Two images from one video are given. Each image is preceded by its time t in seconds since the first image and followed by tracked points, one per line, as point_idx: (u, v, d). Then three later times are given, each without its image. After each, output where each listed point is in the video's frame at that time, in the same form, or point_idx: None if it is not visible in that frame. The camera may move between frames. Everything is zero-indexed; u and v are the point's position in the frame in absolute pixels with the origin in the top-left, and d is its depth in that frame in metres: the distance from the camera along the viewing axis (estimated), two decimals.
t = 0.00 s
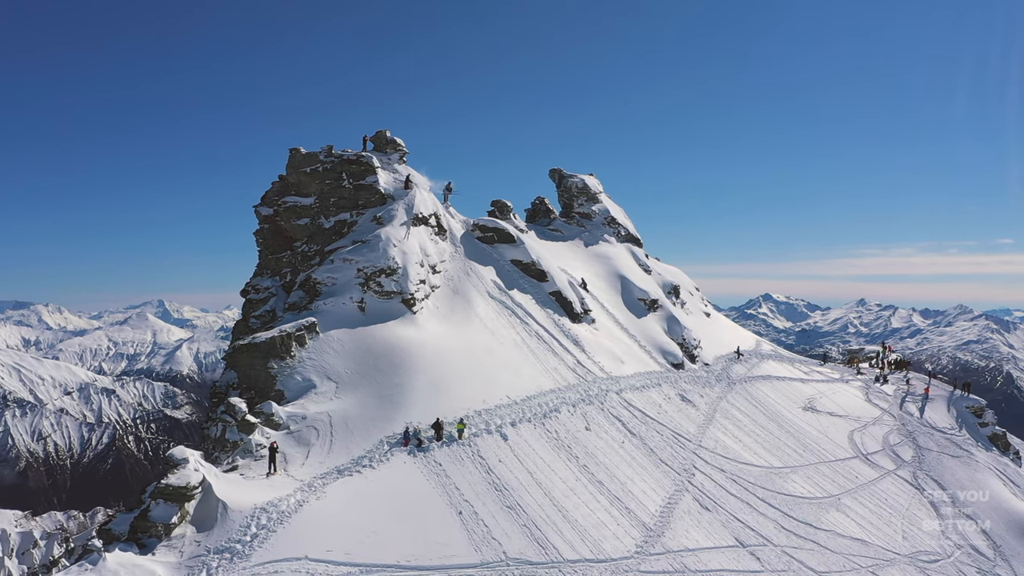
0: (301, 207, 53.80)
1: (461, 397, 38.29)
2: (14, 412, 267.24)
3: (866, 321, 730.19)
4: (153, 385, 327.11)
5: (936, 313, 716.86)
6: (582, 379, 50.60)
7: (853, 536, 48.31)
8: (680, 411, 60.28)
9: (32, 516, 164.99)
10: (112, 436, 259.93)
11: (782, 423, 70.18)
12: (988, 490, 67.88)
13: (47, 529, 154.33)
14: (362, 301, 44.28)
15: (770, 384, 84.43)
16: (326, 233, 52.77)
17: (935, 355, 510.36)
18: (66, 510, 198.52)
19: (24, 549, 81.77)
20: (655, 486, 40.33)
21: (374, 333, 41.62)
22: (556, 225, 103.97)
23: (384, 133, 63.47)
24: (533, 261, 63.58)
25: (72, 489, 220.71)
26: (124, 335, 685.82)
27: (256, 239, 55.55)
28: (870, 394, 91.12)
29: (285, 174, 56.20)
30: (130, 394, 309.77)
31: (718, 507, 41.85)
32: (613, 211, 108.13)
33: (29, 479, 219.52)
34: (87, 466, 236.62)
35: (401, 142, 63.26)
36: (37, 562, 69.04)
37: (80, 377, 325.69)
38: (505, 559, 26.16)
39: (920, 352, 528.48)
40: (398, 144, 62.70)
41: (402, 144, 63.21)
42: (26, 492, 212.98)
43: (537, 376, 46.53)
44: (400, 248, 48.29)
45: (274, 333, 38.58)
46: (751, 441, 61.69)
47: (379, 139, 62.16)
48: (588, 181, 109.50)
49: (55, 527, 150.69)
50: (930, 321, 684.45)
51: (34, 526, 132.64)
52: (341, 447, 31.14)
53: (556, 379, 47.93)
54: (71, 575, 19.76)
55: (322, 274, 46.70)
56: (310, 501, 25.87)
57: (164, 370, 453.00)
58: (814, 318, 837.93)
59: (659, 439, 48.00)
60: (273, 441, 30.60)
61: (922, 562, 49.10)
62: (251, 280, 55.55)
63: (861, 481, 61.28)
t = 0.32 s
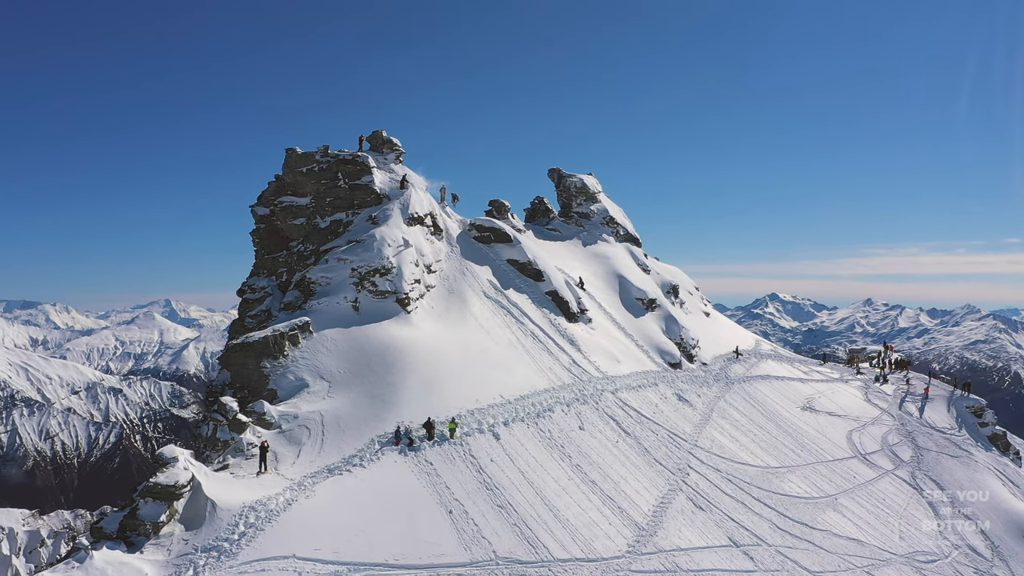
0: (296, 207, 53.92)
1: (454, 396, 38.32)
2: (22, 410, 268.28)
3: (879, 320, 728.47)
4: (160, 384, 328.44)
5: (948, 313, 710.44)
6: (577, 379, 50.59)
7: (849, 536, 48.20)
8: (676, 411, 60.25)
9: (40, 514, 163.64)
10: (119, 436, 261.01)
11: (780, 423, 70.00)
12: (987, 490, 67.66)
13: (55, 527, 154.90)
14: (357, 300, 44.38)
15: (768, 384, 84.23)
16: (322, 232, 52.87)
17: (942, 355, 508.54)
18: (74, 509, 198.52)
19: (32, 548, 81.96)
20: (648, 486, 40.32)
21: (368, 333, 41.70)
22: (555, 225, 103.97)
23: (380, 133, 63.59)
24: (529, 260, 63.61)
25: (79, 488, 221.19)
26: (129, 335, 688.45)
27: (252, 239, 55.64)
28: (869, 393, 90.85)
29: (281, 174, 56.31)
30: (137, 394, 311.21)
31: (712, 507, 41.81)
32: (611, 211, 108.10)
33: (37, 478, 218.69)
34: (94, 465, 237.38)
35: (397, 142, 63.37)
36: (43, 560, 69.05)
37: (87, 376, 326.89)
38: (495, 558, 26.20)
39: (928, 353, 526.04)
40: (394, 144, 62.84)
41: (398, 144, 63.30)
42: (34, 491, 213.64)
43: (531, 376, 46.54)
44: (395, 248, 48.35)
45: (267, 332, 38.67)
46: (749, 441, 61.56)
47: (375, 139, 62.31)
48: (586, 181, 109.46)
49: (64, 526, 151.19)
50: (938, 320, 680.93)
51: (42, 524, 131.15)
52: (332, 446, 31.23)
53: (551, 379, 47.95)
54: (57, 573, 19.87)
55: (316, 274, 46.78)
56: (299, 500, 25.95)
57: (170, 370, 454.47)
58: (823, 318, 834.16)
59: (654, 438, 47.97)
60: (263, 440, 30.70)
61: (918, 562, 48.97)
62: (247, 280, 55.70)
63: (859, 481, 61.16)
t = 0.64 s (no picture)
0: (293, 207, 54.08)
1: (446, 396, 38.39)
2: (31, 409, 269.70)
3: (884, 321, 726.29)
4: (168, 384, 329.80)
5: (953, 313, 708.12)
6: (572, 378, 50.60)
7: (846, 536, 48.08)
8: (672, 410, 60.19)
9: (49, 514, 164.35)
10: (127, 435, 262.02)
11: (779, 423, 69.83)
12: (987, 490, 67.49)
13: (63, 525, 155.28)
14: (351, 299, 44.50)
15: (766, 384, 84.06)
16: (318, 232, 52.97)
17: (949, 355, 506.31)
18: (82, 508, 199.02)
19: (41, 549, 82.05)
20: (641, 485, 40.29)
21: (362, 332, 41.80)
22: (553, 225, 104.06)
23: (377, 133, 63.77)
24: (526, 260, 63.67)
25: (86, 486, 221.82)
26: (135, 335, 691.03)
27: (249, 238, 55.82)
28: (868, 393, 90.63)
29: (277, 174, 56.45)
30: (144, 393, 312.47)
31: (706, 506, 41.78)
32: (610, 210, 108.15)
33: (45, 477, 219.36)
34: (101, 463, 238.11)
35: (394, 142, 63.59)
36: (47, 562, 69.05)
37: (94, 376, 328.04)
38: (484, 557, 26.23)
39: (934, 353, 523.93)
40: (391, 144, 63.02)
41: (395, 144, 63.49)
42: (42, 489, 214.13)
43: (526, 375, 46.58)
44: (390, 248, 48.45)
45: (260, 332, 38.78)
46: (746, 441, 61.50)
47: (372, 139, 62.56)
48: (585, 180, 109.56)
49: (73, 525, 151.53)
50: (944, 320, 677.99)
51: (50, 523, 130.96)
52: (324, 445, 31.35)
53: (546, 378, 47.98)
54: (44, 571, 19.95)
55: (311, 273, 46.91)
56: (288, 498, 26.04)
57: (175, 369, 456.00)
58: (827, 318, 832.00)
59: (649, 438, 47.94)
60: (255, 439, 30.84)
61: (916, 562, 48.76)
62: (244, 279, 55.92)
63: (857, 481, 61.00)
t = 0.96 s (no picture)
0: (289, 207, 54.24)
1: (439, 395, 38.45)
2: (39, 408, 270.80)
3: (889, 321, 723.74)
4: (175, 383, 331.09)
5: (958, 313, 705.24)
6: (568, 378, 50.59)
7: (842, 536, 47.99)
8: (669, 410, 60.12)
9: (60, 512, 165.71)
10: (134, 434, 263.12)
11: (777, 423, 69.70)
12: (986, 490, 67.33)
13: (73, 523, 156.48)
14: (345, 299, 44.65)
15: (766, 383, 83.98)
16: (314, 232, 53.09)
17: (956, 355, 504.18)
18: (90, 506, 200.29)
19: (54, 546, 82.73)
20: (635, 485, 40.28)
21: (356, 332, 41.90)
22: (553, 224, 104.14)
23: (374, 133, 63.90)
24: (523, 260, 63.72)
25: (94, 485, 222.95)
26: (140, 334, 693.84)
27: (246, 238, 55.98)
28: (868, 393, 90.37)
29: (274, 174, 56.58)
30: (152, 393, 313.39)
31: (700, 506, 41.73)
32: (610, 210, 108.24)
33: (53, 475, 220.61)
34: (108, 462, 239.22)
35: (391, 142, 63.69)
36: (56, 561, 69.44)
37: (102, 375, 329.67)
38: (474, 556, 26.28)
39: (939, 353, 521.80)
40: (388, 143, 63.16)
41: (392, 144, 63.60)
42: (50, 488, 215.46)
43: (521, 375, 46.62)
44: (385, 247, 48.57)
45: (254, 331, 38.89)
46: (743, 441, 61.38)
47: (369, 139, 62.68)
48: (585, 180, 109.67)
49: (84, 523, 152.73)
50: (949, 320, 675.10)
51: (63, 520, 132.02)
52: (316, 444, 31.46)
53: (541, 378, 48.02)
54: (32, 568, 20.07)
55: (306, 273, 47.04)
56: (277, 497, 26.11)
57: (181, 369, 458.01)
58: (831, 318, 829.77)
59: (645, 438, 47.92)
60: (246, 438, 30.97)
61: (912, 563, 48.60)
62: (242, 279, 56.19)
63: (855, 481, 60.85)
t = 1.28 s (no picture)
0: (286, 207, 54.41)
1: (432, 395, 38.50)
2: (47, 408, 271.81)
3: (894, 321, 721.22)
4: (182, 382, 331.78)
5: (964, 313, 701.91)
6: (563, 378, 50.58)
7: (838, 536, 47.87)
8: (665, 410, 60.04)
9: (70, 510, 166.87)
10: (142, 434, 263.88)
11: (775, 423, 69.60)
12: (986, 490, 67.12)
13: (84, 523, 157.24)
14: (340, 298, 44.81)
15: (765, 383, 83.84)
16: (310, 232, 53.23)
17: (964, 355, 501.49)
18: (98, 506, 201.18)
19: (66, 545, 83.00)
20: (629, 485, 40.27)
21: (351, 331, 42.02)
22: (552, 224, 104.22)
23: (371, 133, 64.08)
24: (520, 259, 63.77)
25: (101, 485, 223.61)
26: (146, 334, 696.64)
27: (244, 238, 56.15)
28: (868, 393, 90.07)
29: (271, 174, 56.75)
30: (160, 392, 314.38)
31: (695, 506, 41.66)
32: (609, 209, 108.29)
33: (61, 474, 221.46)
34: (116, 461, 240.16)
35: (388, 142, 63.81)
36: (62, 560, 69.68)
37: (109, 375, 330.83)
38: (465, 556, 26.33)
39: (945, 353, 519.14)
40: (385, 144, 63.30)
41: (390, 144, 63.72)
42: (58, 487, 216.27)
43: (516, 375, 46.64)
44: (380, 247, 48.70)
45: (248, 331, 39.02)
46: (741, 441, 61.24)
47: (366, 139, 62.80)
48: (584, 179, 109.78)
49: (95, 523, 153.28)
50: (956, 320, 672.11)
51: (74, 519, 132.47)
52: (307, 444, 31.58)
53: (536, 377, 48.05)
54: (20, 566, 20.14)
55: (301, 273, 47.21)
56: (267, 497, 26.22)
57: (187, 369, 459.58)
58: (836, 318, 827.18)
59: (641, 438, 47.88)
60: (238, 437, 31.13)
61: (910, 563, 48.42)
62: (239, 279, 56.43)
63: (853, 481, 60.70)
